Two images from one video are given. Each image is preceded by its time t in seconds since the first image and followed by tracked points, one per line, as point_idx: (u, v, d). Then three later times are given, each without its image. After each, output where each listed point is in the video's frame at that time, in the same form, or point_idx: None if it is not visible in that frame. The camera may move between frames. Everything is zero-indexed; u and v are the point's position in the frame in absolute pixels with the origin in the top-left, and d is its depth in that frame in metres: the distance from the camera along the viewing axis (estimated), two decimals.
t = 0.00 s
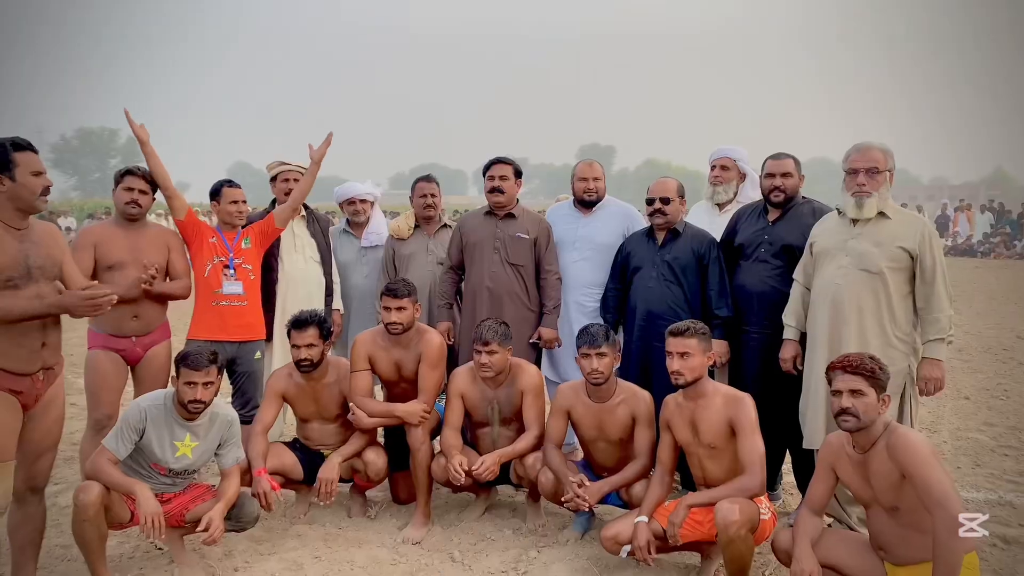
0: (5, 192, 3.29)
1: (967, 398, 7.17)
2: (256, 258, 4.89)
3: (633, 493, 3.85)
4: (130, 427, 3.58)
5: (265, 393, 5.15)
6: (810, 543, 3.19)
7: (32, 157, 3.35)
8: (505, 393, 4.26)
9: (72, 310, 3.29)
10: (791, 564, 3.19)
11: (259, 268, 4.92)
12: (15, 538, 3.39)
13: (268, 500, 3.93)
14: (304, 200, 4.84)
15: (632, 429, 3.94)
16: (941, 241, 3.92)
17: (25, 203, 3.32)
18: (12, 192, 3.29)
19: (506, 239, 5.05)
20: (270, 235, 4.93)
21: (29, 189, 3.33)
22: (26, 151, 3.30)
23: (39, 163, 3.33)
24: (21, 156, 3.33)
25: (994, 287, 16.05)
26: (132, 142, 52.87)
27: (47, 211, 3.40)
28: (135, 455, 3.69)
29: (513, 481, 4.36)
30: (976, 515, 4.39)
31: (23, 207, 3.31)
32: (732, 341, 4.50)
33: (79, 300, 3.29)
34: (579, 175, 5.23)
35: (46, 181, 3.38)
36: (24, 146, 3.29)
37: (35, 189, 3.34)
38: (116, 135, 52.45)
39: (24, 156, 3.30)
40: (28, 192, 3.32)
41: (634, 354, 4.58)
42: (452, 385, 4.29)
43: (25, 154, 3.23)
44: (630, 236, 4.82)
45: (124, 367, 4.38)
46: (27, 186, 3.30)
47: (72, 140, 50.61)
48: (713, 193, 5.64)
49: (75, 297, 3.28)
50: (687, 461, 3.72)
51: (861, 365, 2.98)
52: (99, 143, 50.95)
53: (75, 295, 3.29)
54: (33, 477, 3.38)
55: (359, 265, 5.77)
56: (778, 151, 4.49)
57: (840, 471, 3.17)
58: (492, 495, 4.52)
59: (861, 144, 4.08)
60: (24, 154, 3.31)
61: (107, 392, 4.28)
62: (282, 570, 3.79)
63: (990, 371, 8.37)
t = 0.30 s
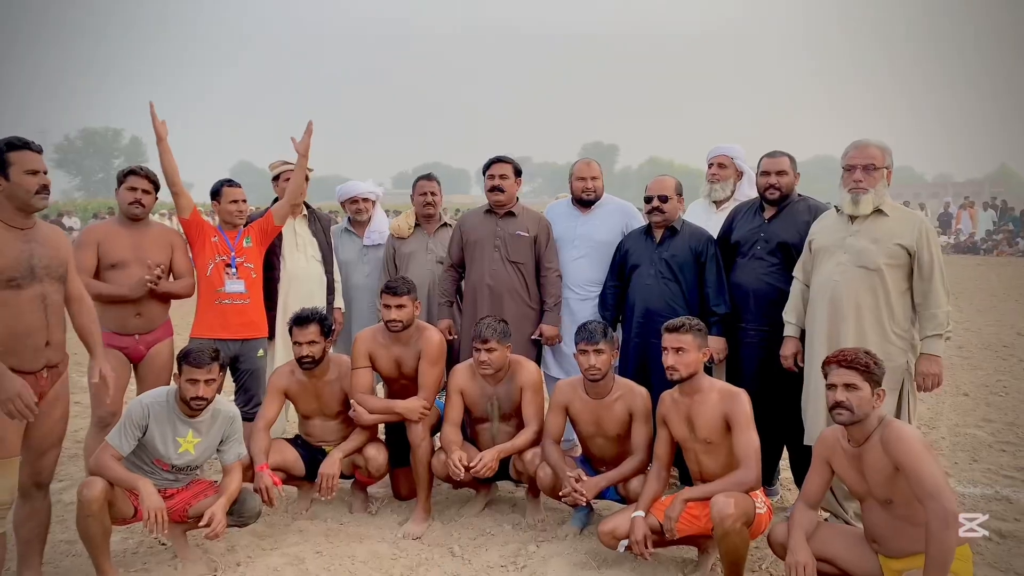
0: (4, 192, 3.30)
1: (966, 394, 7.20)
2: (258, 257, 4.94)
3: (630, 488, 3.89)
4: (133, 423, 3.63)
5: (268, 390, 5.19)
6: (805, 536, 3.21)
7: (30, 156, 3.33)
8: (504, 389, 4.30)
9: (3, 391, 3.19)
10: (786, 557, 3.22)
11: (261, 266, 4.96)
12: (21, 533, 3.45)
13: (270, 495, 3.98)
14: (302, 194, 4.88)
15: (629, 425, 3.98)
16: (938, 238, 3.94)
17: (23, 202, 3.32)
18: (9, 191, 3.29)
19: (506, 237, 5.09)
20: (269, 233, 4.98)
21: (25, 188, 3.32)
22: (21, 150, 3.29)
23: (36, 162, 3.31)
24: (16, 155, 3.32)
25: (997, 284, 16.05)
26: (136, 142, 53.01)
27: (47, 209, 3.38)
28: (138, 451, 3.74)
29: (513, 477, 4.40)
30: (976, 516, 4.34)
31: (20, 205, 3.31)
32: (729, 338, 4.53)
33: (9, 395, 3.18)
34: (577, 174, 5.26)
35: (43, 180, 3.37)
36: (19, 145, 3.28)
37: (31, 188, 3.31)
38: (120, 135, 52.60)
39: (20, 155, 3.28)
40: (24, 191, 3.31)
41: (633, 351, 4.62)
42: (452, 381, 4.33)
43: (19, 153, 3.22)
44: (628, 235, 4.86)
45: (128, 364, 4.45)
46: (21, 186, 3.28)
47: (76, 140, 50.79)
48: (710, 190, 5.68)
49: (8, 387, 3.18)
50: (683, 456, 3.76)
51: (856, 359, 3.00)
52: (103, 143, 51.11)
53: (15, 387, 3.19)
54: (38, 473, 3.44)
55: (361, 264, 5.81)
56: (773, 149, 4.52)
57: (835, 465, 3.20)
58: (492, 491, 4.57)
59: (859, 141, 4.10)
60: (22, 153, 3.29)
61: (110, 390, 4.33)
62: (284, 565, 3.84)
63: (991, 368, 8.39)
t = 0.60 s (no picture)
0: (9, 192, 3.36)
1: (964, 391, 7.24)
2: (260, 255, 5.00)
3: (627, 481, 3.95)
4: (136, 419, 3.68)
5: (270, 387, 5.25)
6: (798, 529, 3.26)
7: (36, 157, 3.39)
8: (503, 385, 4.35)
9: None
10: (779, 549, 3.26)
11: (263, 264, 5.02)
12: (27, 527, 3.51)
13: (273, 489, 4.04)
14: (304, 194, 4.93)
15: (626, 420, 4.04)
16: (934, 235, 3.97)
17: (27, 201, 3.38)
18: (14, 191, 3.36)
19: (505, 235, 5.13)
20: (272, 232, 5.03)
21: (30, 189, 3.37)
22: (26, 151, 3.35)
23: (40, 163, 3.37)
24: (24, 156, 3.38)
25: (997, 282, 16.06)
26: (138, 142, 53.11)
27: (50, 209, 3.41)
28: (142, 446, 3.79)
29: (512, 472, 4.45)
30: (976, 516, 4.27)
31: (25, 205, 3.37)
32: (725, 335, 4.58)
33: None
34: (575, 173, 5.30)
35: (48, 182, 3.41)
36: (24, 145, 3.34)
37: (35, 188, 3.36)
38: (122, 135, 52.71)
39: (25, 155, 3.34)
40: (29, 192, 3.37)
41: (630, 348, 4.67)
42: (452, 377, 4.39)
43: (24, 154, 3.28)
44: (625, 233, 4.91)
45: (130, 362, 4.49)
46: (24, 185, 3.34)
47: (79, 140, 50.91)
48: (706, 188, 5.71)
49: None
50: (678, 450, 3.82)
51: (847, 354, 3.05)
52: (105, 143, 51.23)
53: None
54: (44, 468, 3.50)
55: (363, 262, 5.85)
56: (768, 147, 4.58)
57: (828, 458, 3.26)
58: (492, 485, 4.62)
59: (855, 139, 4.15)
60: (27, 154, 3.35)
61: (114, 387, 4.39)
62: (286, 558, 3.90)
63: (989, 364, 8.42)
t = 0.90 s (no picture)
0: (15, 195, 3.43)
1: (961, 389, 7.31)
2: (265, 256, 5.07)
3: (627, 478, 4.01)
4: (145, 417, 3.75)
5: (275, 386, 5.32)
6: (794, 524, 3.32)
7: (37, 162, 3.41)
8: (505, 384, 4.42)
9: None
10: (775, 543, 3.33)
11: (268, 265, 5.09)
12: (39, 522, 3.59)
13: (279, 486, 4.11)
14: (308, 196, 5.01)
15: (626, 418, 4.10)
16: (932, 237, 4.01)
17: (26, 204, 3.42)
18: (16, 194, 3.43)
19: (507, 236, 5.21)
20: (278, 233, 5.12)
21: (28, 192, 3.42)
22: (27, 155, 3.39)
23: (35, 167, 3.38)
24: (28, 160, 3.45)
25: (997, 281, 16.13)
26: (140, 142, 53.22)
27: (44, 212, 3.43)
28: (150, 444, 3.86)
29: (513, 469, 4.52)
30: (976, 517, 4.22)
31: (25, 208, 3.42)
32: (723, 334, 4.65)
33: None
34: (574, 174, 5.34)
35: (45, 186, 3.42)
36: (25, 149, 3.39)
37: (30, 191, 3.40)
38: (124, 136, 52.87)
39: (25, 159, 3.39)
40: (27, 196, 3.41)
41: (630, 347, 4.74)
42: (454, 376, 4.46)
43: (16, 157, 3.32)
44: (624, 233, 4.99)
45: (137, 362, 4.56)
46: (21, 188, 3.40)
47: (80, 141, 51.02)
48: (703, 189, 5.79)
49: None
50: (677, 447, 3.89)
51: (840, 353, 3.12)
52: (107, 144, 51.35)
53: None
54: (56, 466, 3.58)
55: (368, 263, 5.91)
56: (764, 148, 4.65)
57: (823, 455, 3.32)
58: (493, 482, 4.69)
59: (854, 140, 4.21)
60: (28, 158, 3.40)
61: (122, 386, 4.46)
62: (292, 554, 3.98)
63: (986, 363, 8.49)
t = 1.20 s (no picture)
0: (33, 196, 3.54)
1: (959, 388, 7.41)
2: (276, 258, 5.17)
3: (631, 474, 4.12)
4: (163, 413, 3.85)
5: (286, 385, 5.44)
6: (793, 517, 3.43)
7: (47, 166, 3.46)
8: (511, 382, 4.53)
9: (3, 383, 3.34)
10: (775, 536, 3.44)
11: (279, 267, 5.20)
12: (62, 515, 3.71)
13: (291, 482, 4.22)
14: (318, 199, 5.10)
15: (629, 415, 4.21)
16: (932, 239, 4.11)
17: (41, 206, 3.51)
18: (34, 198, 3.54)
19: (512, 237, 5.32)
20: (287, 235, 5.22)
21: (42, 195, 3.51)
22: (37, 160, 3.44)
23: (42, 172, 3.43)
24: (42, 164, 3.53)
25: (996, 281, 16.24)
26: (142, 143, 53.33)
27: (54, 215, 3.50)
28: (168, 440, 3.97)
29: (519, 465, 4.63)
30: (976, 517, 4.31)
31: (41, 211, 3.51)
32: (724, 333, 4.76)
33: (9, 388, 3.34)
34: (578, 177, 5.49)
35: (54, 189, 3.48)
36: (36, 154, 3.44)
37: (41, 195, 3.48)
38: (126, 137, 53.01)
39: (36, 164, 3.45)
40: (39, 199, 3.49)
41: (632, 346, 4.85)
42: (462, 374, 4.58)
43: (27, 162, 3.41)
44: (626, 235, 5.10)
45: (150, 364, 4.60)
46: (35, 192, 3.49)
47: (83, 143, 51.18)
48: (703, 192, 5.89)
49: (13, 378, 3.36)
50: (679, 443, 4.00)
51: (837, 351, 3.23)
52: (109, 145, 51.49)
53: (15, 380, 3.36)
54: (79, 461, 3.70)
55: (377, 264, 6.01)
56: (765, 152, 4.76)
57: (820, 450, 3.43)
58: (500, 479, 4.80)
59: (855, 144, 4.32)
60: (40, 164, 3.46)
61: (138, 384, 4.58)
62: (304, 547, 4.09)
63: (984, 363, 8.59)
